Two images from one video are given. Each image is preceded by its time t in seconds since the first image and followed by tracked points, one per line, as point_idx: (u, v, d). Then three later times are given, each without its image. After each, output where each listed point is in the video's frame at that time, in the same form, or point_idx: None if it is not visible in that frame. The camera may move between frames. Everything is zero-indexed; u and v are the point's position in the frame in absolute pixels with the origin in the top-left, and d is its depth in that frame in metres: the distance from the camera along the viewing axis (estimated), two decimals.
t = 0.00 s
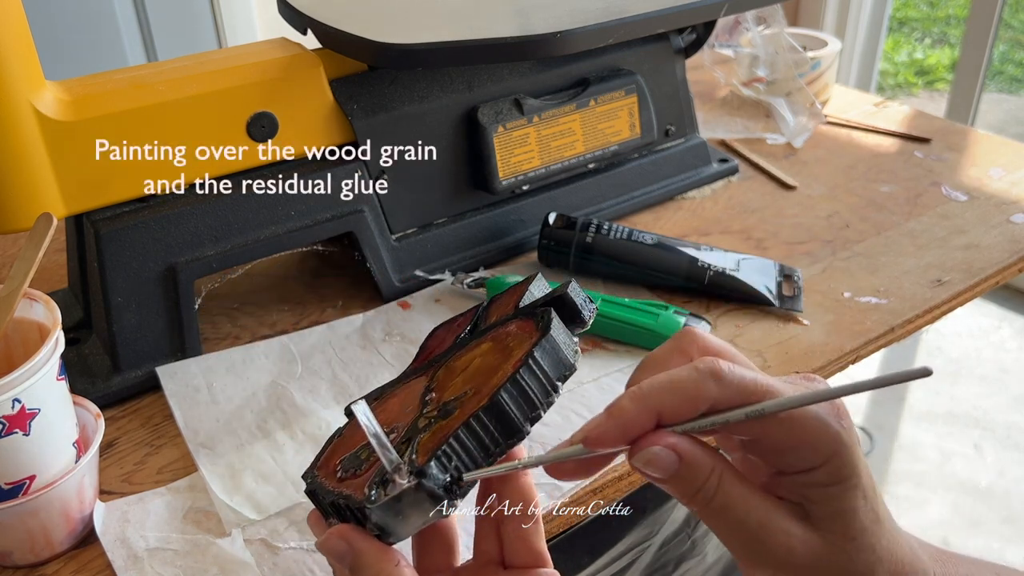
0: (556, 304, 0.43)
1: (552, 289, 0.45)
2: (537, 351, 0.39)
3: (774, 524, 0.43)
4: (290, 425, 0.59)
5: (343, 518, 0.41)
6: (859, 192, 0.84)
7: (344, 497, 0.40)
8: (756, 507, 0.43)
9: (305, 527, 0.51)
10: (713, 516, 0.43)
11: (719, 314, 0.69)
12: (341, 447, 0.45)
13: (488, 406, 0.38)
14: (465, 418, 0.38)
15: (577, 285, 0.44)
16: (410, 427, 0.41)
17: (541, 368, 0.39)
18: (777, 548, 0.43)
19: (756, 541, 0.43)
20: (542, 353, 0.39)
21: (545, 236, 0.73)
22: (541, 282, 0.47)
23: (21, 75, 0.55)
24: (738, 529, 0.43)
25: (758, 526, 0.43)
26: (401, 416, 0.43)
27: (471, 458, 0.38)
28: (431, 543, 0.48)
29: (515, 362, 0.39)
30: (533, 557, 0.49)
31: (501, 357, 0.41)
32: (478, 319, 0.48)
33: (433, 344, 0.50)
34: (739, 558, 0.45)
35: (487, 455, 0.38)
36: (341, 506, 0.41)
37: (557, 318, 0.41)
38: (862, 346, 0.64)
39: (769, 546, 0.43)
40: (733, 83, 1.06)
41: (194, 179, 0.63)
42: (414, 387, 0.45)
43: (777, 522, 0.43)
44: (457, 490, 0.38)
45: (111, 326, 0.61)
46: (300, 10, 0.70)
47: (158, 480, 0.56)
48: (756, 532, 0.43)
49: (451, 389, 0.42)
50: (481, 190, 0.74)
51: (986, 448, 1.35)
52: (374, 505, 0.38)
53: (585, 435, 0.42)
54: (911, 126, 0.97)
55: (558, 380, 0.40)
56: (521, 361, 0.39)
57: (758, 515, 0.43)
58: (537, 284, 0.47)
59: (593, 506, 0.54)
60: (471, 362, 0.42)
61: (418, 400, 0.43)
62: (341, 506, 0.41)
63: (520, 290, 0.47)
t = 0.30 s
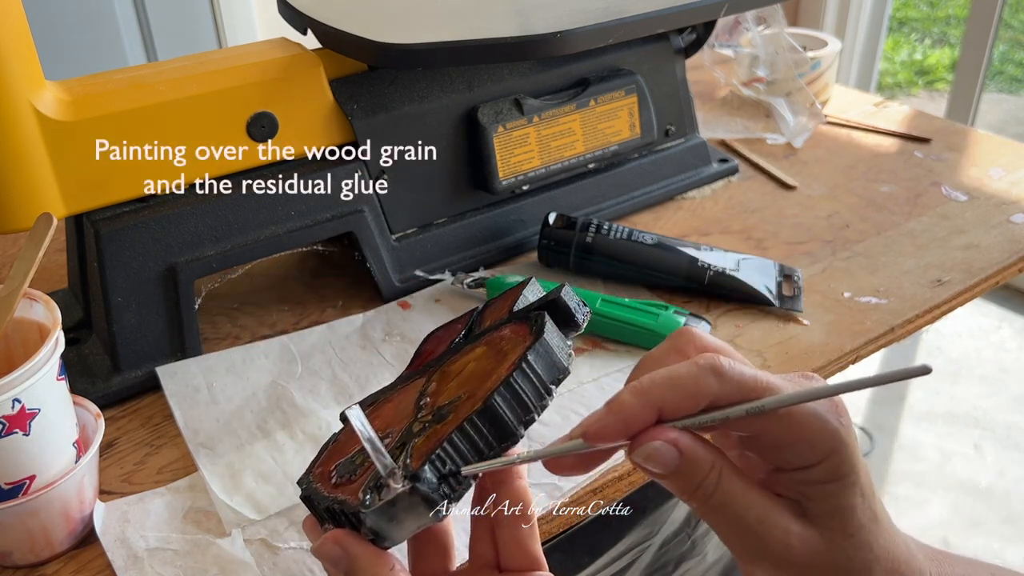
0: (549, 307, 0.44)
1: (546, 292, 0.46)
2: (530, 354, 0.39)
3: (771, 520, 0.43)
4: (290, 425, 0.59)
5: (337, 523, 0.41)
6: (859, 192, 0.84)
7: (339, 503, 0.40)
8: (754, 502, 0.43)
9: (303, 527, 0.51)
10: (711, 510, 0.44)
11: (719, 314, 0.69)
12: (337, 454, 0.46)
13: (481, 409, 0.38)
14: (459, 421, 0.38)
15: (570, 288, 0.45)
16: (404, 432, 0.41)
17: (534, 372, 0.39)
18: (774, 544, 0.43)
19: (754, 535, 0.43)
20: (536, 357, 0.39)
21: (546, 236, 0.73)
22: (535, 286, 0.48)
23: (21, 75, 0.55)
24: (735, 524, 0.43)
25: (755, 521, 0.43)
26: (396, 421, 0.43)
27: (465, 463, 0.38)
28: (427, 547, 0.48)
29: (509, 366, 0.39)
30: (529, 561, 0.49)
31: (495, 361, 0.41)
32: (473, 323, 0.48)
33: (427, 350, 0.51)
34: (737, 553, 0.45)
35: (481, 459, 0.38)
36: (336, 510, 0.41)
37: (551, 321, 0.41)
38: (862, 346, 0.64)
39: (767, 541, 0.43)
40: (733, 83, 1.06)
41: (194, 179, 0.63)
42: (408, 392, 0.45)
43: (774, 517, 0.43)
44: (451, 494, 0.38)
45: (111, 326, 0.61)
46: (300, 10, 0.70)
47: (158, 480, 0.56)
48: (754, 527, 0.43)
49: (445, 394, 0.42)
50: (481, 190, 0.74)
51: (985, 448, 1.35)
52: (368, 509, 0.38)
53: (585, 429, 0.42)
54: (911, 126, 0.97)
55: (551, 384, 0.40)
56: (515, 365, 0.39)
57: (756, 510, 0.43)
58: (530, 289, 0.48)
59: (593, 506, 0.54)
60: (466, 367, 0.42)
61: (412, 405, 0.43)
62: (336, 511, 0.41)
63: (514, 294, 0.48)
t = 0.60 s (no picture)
0: (551, 309, 0.44)
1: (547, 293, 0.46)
2: (532, 355, 0.39)
3: (770, 517, 0.43)
4: (290, 425, 0.59)
5: (338, 522, 0.41)
6: (859, 192, 0.84)
7: (341, 501, 0.40)
8: (751, 500, 0.43)
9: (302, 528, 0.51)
10: (709, 509, 0.43)
11: (719, 314, 0.69)
12: (338, 453, 0.45)
13: (484, 409, 0.38)
14: (461, 421, 0.38)
15: (572, 289, 0.45)
16: (405, 432, 0.41)
17: (536, 372, 0.39)
18: (772, 542, 0.43)
19: (752, 533, 0.43)
20: (538, 357, 0.39)
21: (546, 236, 0.73)
22: (536, 288, 0.48)
23: (21, 75, 0.55)
24: (734, 522, 0.43)
25: (754, 519, 0.43)
26: (397, 421, 0.43)
27: (466, 463, 0.38)
28: (427, 547, 0.48)
29: (511, 366, 0.39)
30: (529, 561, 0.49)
31: (497, 362, 0.41)
32: (474, 324, 0.48)
33: (428, 351, 0.51)
34: (735, 551, 0.45)
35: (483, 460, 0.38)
36: (337, 510, 0.41)
37: (552, 323, 0.41)
38: (862, 346, 0.64)
39: (765, 540, 0.43)
40: (733, 83, 1.06)
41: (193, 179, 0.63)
42: (409, 393, 0.45)
43: (772, 515, 0.43)
44: (454, 496, 0.38)
45: (111, 326, 0.61)
46: (300, 10, 0.70)
47: (158, 480, 0.56)
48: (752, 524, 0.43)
49: (447, 394, 0.42)
50: (481, 190, 0.74)
51: (985, 448, 1.35)
52: (370, 508, 0.38)
53: (583, 429, 0.42)
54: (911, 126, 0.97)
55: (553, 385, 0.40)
56: (518, 365, 0.39)
57: (754, 508, 0.43)
58: (532, 291, 0.48)
59: (593, 506, 0.54)
60: (467, 368, 0.43)
61: (414, 406, 0.43)
62: (338, 511, 0.41)
63: (515, 296, 0.48)
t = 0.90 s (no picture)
0: (550, 309, 0.44)
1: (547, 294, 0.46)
2: (531, 355, 0.39)
3: (765, 512, 0.43)
4: (290, 425, 0.59)
5: (338, 523, 0.41)
6: (859, 192, 0.84)
7: (340, 502, 0.40)
8: (745, 495, 0.42)
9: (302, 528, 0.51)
10: (702, 505, 0.43)
11: (719, 314, 0.69)
12: (338, 453, 0.45)
13: (482, 411, 0.38)
14: (460, 422, 0.38)
15: (571, 290, 0.46)
16: (405, 433, 0.41)
17: (535, 373, 0.39)
18: (768, 536, 0.43)
19: (747, 528, 0.43)
20: (537, 358, 0.39)
21: (545, 236, 0.73)
22: (535, 289, 0.48)
23: (21, 75, 0.55)
24: (728, 517, 0.43)
25: (748, 514, 0.42)
26: (396, 422, 0.43)
27: (465, 464, 0.38)
28: (427, 546, 0.48)
29: (510, 367, 0.40)
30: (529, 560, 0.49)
31: (496, 362, 0.41)
32: (474, 324, 0.48)
33: (428, 351, 0.51)
34: (731, 547, 0.44)
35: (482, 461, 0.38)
36: (337, 512, 0.41)
37: (552, 324, 0.41)
38: (862, 346, 0.64)
39: (761, 535, 0.43)
40: (733, 83, 1.06)
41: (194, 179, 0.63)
42: (409, 393, 0.45)
43: (768, 510, 0.43)
44: (452, 497, 0.38)
45: (111, 326, 0.61)
46: (300, 10, 0.70)
47: (158, 480, 0.56)
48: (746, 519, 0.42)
49: (446, 395, 0.42)
50: (481, 190, 0.74)
51: (985, 448, 1.35)
52: (369, 510, 0.38)
53: (572, 427, 0.43)
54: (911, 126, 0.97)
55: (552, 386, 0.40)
56: (516, 366, 0.39)
57: (748, 504, 0.42)
58: (531, 291, 0.48)
59: (593, 506, 0.54)
60: (466, 368, 0.43)
61: (413, 406, 0.43)
62: (337, 513, 0.41)
63: (515, 296, 0.48)
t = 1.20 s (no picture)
0: (545, 310, 0.44)
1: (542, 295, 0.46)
2: (525, 358, 0.39)
3: (773, 520, 0.42)
4: (290, 425, 0.59)
5: (333, 526, 0.41)
6: (859, 192, 0.84)
7: (335, 506, 0.40)
8: (752, 504, 0.42)
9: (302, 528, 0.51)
10: (709, 519, 0.43)
11: (719, 314, 0.69)
12: (335, 457, 0.46)
13: (476, 413, 0.38)
14: (454, 425, 0.38)
15: (566, 290, 0.46)
16: (399, 436, 0.41)
17: (529, 375, 0.39)
18: (777, 546, 0.42)
19: (755, 539, 0.42)
20: (530, 360, 0.39)
21: (546, 236, 0.73)
22: (530, 289, 0.48)
23: (21, 75, 0.55)
24: (736, 529, 0.42)
25: (759, 523, 0.42)
26: (391, 425, 0.43)
27: (459, 466, 0.38)
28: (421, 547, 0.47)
29: (504, 370, 0.39)
30: (525, 563, 0.49)
31: (490, 364, 0.41)
32: (470, 325, 0.48)
33: (424, 354, 0.51)
34: (740, 562, 0.44)
35: (476, 465, 0.38)
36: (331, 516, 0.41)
37: (545, 325, 0.41)
38: (862, 346, 0.64)
39: (769, 545, 0.42)
40: (733, 84, 1.06)
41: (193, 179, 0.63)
42: (404, 396, 0.45)
43: (776, 519, 0.42)
44: (446, 500, 0.38)
45: (111, 326, 0.61)
46: (300, 10, 0.70)
47: (158, 480, 0.56)
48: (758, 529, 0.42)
49: (441, 397, 0.42)
50: (481, 190, 0.74)
51: (985, 448, 1.35)
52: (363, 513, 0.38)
53: (576, 448, 0.44)
54: (910, 126, 0.97)
55: (546, 388, 0.40)
56: (510, 368, 0.39)
57: (757, 512, 0.42)
58: (526, 291, 0.48)
59: (593, 506, 0.54)
60: (461, 371, 0.43)
61: (408, 409, 0.43)
62: (332, 516, 0.41)
63: (510, 297, 0.48)
